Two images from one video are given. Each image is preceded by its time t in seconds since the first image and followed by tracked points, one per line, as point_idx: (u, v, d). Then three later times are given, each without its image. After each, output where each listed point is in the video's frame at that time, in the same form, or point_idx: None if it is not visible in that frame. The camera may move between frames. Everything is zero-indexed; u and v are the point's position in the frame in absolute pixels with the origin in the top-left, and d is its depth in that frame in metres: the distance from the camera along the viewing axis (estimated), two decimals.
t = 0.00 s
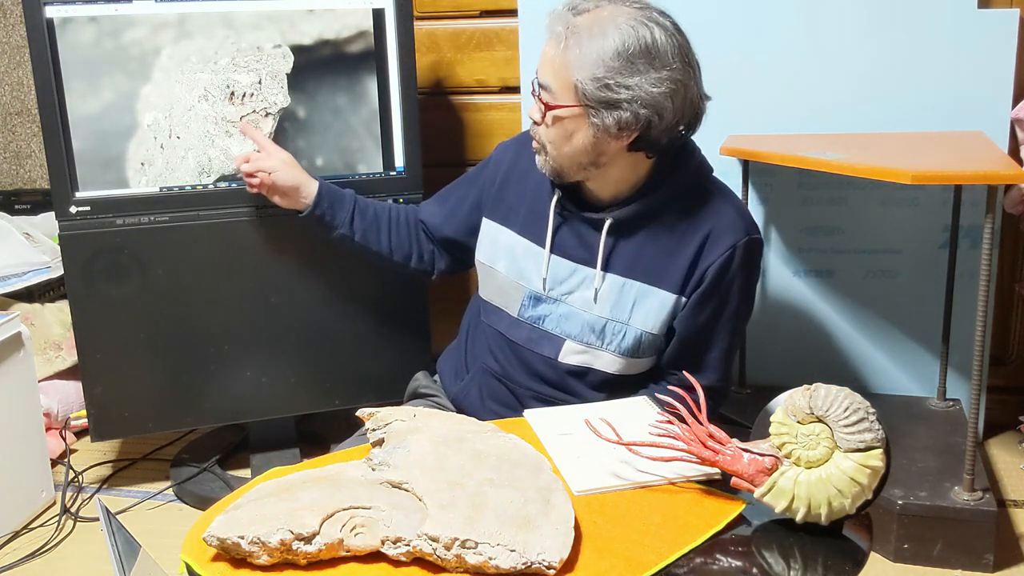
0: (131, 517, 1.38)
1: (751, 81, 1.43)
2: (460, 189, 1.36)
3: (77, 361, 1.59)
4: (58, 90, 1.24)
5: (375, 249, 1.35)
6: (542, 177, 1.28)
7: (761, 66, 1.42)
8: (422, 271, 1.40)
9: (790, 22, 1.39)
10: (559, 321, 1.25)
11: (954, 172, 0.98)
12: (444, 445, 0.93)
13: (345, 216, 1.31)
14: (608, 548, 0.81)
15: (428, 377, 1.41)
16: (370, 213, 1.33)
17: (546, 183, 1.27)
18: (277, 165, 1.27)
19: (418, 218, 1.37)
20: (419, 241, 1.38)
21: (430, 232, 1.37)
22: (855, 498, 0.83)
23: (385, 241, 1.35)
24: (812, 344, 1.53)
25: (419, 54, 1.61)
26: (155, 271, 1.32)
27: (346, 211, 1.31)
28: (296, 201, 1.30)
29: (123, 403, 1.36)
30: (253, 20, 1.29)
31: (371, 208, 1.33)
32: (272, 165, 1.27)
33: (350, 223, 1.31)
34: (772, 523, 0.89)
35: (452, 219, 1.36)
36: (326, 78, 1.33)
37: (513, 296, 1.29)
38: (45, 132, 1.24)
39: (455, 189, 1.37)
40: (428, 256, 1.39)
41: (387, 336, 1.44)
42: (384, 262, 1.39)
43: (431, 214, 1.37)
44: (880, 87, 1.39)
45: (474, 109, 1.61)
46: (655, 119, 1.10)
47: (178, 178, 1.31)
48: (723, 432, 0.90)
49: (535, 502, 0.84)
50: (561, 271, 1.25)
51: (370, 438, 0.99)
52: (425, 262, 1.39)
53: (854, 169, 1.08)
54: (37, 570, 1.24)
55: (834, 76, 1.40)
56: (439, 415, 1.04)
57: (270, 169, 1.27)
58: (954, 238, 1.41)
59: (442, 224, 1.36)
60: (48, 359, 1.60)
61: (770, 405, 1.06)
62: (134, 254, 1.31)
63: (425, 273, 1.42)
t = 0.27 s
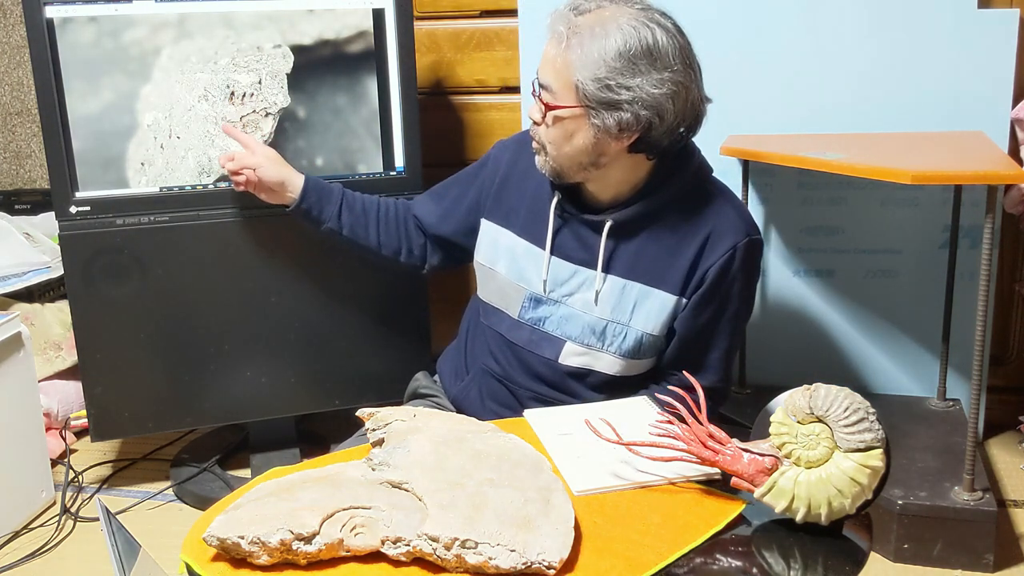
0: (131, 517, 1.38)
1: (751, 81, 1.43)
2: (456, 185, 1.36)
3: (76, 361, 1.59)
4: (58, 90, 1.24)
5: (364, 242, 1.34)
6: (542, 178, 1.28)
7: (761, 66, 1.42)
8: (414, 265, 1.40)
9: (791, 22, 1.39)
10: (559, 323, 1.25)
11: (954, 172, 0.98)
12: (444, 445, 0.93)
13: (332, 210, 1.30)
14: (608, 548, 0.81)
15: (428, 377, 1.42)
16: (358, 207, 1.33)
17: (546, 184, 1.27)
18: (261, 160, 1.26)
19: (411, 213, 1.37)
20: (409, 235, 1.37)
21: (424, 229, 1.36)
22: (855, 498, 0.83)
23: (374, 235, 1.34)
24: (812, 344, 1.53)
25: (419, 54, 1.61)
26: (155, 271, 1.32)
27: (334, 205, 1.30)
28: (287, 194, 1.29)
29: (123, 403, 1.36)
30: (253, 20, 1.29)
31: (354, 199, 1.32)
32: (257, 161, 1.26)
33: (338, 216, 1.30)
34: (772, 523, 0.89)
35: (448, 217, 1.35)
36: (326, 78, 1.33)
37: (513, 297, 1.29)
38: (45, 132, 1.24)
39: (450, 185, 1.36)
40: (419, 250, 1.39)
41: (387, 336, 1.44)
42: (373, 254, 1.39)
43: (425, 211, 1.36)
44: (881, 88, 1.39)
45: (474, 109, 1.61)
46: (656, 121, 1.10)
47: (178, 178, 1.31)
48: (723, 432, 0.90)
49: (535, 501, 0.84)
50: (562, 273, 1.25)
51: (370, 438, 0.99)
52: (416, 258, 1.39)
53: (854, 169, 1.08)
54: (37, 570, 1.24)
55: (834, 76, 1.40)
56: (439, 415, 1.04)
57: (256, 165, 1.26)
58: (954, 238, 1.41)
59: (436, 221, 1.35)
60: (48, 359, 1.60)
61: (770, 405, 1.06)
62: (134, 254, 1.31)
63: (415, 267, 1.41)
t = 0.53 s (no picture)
0: (131, 517, 1.38)
1: (751, 81, 1.43)
2: (458, 190, 1.36)
3: (76, 361, 1.59)
4: (58, 90, 1.24)
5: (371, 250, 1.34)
6: (541, 178, 1.28)
7: (761, 66, 1.42)
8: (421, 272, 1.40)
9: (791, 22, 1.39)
10: (559, 324, 1.25)
11: (954, 172, 0.98)
12: (444, 445, 0.93)
13: (343, 217, 1.31)
14: (608, 548, 0.81)
15: (428, 377, 1.42)
16: (368, 214, 1.33)
17: (546, 183, 1.27)
18: (279, 161, 1.29)
19: (417, 220, 1.37)
20: (416, 241, 1.38)
21: (429, 234, 1.37)
22: (855, 498, 0.83)
23: (383, 242, 1.35)
24: (812, 344, 1.53)
25: (419, 54, 1.61)
26: (155, 271, 1.32)
27: (345, 213, 1.31)
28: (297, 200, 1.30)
29: (123, 403, 1.36)
30: (252, 20, 1.29)
31: (366, 207, 1.33)
32: (275, 161, 1.29)
33: (348, 223, 1.31)
34: (772, 523, 0.89)
35: (450, 221, 1.35)
36: (326, 78, 1.33)
37: (513, 297, 1.29)
38: (45, 132, 1.24)
39: (452, 190, 1.37)
40: (426, 258, 1.39)
41: (387, 336, 1.44)
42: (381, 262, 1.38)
43: (430, 216, 1.36)
44: (880, 87, 1.39)
45: (474, 109, 1.61)
46: (655, 122, 1.10)
47: (178, 178, 1.31)
48: (723, 432, 0.90)
49: (535, 501, 0.84)
50: (562, 275, 1.25)
51: (370, 438, 0.99)
52: (423, 264, 1.39)
53: (854, 169, 1.08)
54: (37, 570, 1.24)
55: (834, 76, 1.40)
56: (439, 415, 1.04)
57: (273, 165, 1.28)
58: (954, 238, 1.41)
59: (439, 225, 1.36)
60: (48, 359, 1.60)
61: (770, 405, 1.06)
62: (134, 254, 1.31)
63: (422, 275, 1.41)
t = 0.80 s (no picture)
0: (132, 517, 1.38)
1: (751, 81, 1.43)
2: (456, 188, 1.36)
3: (76, 361, 1.59)
4: (58, 91, 1.24)
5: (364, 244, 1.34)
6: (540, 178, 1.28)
7: (761, 65, 1.42)
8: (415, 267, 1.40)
9: (791, 22, 1.39)
10: (558, 324, 1.25)
11: (954, 172, 0.98)
12: (444, 445, 0.93)
13: (338, 212, 1.31)
14: (608, 548, 0.81)
15: (428, 376, 1.43)
16: (363, 210, 1.33)
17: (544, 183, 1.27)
18: (270, 159, 1.27)
19: (414, 217, 1.37)
20: (411, 238, 1.38)
21: (426, 231, 1.37)
22: (855, 498, 0.83)
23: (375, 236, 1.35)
24: (812, 344, 1.53)
25: (419, 54, 1.61)
26: (155, 271, 1.32)
27: (338, 207, 1.30)
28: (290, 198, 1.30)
29: (123, 403, 1.36)
30: (252, 20, 1.29)
31: (358, 200, 1.33)
32: (267, 159, 1.28)
33: (343, 219, 1.31)
34: (772, 522, 0.90)
35: (447, 218, 1.36)
36: (326, 78, 1.33)
37: (512, 298, 1.29)
38: (45, 132, 1.25)
39: (450, 188, 1.37)
40: (421, 253, 1.39)
41: (388, 336, 1.44)
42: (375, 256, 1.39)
43: (426, 214, 1.37)
44: (880, 87, 1.39)
45: (474, 109, 1.61)
46: (653, 122, 1.10)
47: (178, 178, 1.31)
48: (723, 432, 0.90)
49: (535, 501, 0.84)
50: (561, 275, 1.25)
51: (370, 438, 0.99)
52: (418, 260, 1.39)
53: (854, 168, 1.08)
54: (37, 570, 1.24)
55: (834, 75, 1.40)
56: (439, 414, 1.04)
57: (264, 163, 1.27)
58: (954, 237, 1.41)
59: (436, 223, 1.36)
60: (48, 359, 1.60)
61: (770, 405, 1.06)
62: (134, 254, 1.31)
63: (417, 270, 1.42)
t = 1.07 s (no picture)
0: (132, 517, 1.38)
1: (751, 81, 1.43)
2: (454, 192, 1.36)
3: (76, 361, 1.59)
4: (58, 91, 1.24)
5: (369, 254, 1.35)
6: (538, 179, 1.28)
7: (761, 65, 1.42)
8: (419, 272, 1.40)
9: (791, 22, 1.39)
10: (557, 325, 1.25)
11: (954, 172, 0.98)
12: (444, 445, 0.93)
13: (341, 223, 1.31)
14: (608, 548, 0.81)
15: (427, 377, 1.43)
16: (365, 219, 1.33)
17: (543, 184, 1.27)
18: (276, 169, 1.26)
19: (414, 223, 1.37)
20: (413, 244, 1.38)
21: (427, 236, 1.37)
22: (855, 498, 0.83)
23: (380, 247, 1.35)
24: (812, 344, 1.53)
25: (419, 54, 1.61)
26: (155, 271, 1.32)
27: (342, 219, 1.31)
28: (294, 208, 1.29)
29: (123, 403, 1.36)
30: (252, 20, 1.29)
31: (361, 212, 1.33)
32: (273, 168, 1.27)
33: (346, 229, 1.31)
34: (772, 523, 0.89)
35: (447, 222, 1.36)
36: (326, 78, 1.33)
37: (512, 299, 1.29)
38: (45, 132, 1.25)
39: (448, 192, 1.37)
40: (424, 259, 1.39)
41: (388, 336, 1.44)
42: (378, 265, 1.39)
43: (426, 219, 1.36)
44: (880, 87, 1.39)
45: (474, 108, 1.61)
46: (648, 125, 1.10)
47: (178, 178, 1.31)
48: (723, 432, 0.90)
49: (535, 501, 0.84)
50: (560, 276, 1.25)
51: (370, 438, 0.99)
52: (422, 266, 1.39)
53: (854, 168, 1.08)
54: (37, 570, 1.24)
55: (834, 75, 1.40)
56: (439, 414, 1.04)
57: (270, 173, 1.26)
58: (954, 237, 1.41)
59: (436, 227, 1.36)
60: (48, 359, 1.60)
61: (770, 405, 1.07)
62: (134, 254, 1.31)
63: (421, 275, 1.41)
